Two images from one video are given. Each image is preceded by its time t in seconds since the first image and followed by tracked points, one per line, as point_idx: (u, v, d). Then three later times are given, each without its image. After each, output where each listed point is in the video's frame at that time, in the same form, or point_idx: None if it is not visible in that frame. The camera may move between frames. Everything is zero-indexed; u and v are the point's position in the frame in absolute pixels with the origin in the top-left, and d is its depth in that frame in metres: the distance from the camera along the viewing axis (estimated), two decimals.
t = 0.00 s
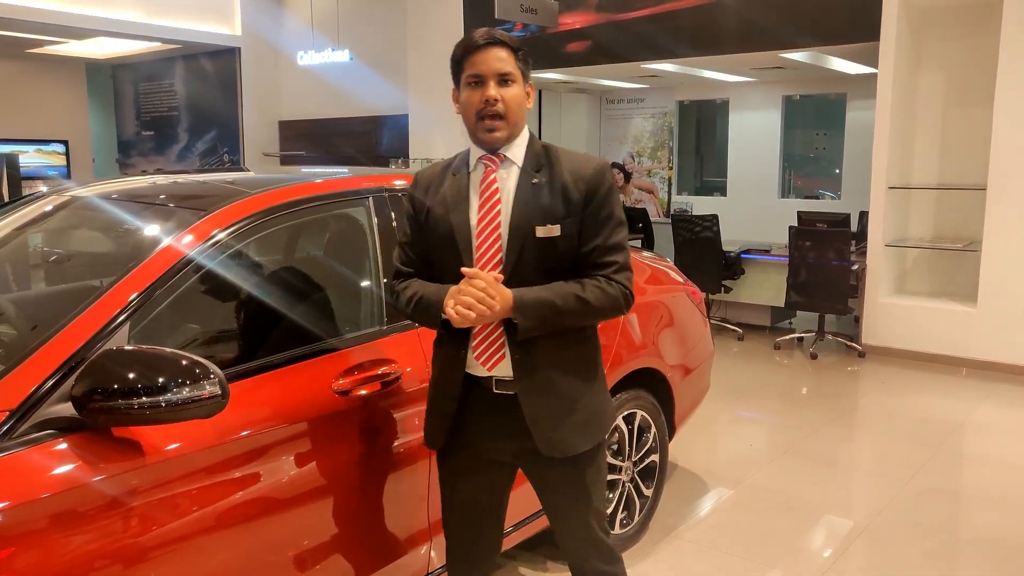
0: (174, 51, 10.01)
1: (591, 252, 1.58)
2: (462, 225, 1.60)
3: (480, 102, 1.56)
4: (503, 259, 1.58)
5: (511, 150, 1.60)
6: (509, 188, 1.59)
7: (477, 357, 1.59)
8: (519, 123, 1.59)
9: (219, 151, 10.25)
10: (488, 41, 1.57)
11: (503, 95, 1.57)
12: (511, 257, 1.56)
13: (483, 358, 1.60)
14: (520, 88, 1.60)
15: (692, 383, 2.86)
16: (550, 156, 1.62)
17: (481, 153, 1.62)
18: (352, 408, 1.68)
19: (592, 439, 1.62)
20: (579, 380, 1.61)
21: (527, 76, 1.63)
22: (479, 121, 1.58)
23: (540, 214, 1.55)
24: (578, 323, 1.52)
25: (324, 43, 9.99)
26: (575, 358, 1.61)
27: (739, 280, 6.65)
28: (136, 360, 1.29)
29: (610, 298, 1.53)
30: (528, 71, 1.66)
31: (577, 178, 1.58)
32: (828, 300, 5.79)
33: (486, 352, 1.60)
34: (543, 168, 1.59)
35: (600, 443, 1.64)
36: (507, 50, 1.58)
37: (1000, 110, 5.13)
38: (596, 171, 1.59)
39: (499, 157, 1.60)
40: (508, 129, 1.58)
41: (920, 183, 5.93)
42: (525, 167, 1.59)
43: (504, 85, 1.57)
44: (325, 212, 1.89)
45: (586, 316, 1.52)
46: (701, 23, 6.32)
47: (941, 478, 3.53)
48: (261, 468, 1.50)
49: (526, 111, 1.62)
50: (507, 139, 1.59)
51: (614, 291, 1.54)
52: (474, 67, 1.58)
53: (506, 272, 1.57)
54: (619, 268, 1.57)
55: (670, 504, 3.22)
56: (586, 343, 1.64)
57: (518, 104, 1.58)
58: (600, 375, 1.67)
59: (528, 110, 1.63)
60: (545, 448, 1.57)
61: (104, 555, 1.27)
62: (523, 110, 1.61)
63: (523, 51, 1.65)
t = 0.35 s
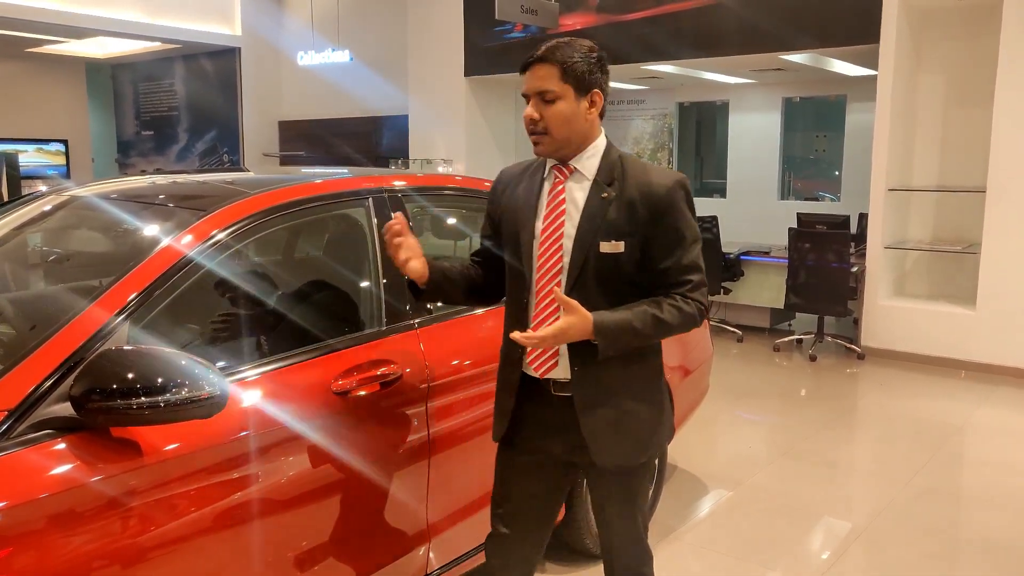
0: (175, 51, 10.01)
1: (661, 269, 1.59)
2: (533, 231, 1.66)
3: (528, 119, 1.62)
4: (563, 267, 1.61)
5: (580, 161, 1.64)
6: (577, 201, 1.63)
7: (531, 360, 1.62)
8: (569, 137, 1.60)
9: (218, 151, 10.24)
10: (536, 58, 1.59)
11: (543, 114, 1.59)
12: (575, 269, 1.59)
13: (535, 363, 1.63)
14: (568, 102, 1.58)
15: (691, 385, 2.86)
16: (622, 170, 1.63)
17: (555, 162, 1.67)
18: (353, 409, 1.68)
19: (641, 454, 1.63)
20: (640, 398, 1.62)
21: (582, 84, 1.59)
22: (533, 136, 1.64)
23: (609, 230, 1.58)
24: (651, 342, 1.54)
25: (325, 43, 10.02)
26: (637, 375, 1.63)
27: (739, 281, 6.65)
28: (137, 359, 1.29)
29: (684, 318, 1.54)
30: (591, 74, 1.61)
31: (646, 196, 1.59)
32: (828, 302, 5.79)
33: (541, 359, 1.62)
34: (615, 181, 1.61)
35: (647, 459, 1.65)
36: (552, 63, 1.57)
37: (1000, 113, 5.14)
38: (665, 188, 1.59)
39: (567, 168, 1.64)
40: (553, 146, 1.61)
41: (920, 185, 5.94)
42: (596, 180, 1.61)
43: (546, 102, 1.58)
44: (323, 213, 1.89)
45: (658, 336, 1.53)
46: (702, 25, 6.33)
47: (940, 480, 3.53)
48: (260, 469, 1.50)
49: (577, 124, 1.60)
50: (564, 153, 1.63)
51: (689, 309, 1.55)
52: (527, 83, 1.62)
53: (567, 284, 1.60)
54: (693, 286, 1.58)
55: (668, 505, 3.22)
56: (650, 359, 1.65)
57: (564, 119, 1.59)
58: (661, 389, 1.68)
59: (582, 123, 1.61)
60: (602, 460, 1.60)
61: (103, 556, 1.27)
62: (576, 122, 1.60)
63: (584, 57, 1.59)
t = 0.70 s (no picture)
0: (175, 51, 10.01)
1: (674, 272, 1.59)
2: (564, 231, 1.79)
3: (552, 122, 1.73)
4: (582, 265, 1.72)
5: (608, 163, 1.69)
6: (600, 202, 1.70)
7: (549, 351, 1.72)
8: (584, 138, 1.68)
9: (218, 151, 10.24)
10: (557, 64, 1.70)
11: (560, 116, 1.69)
12: (588, 267, 1.67)
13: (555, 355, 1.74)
14: (582, 105, 1.65)
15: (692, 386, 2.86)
16: (647, 172, 1.66)
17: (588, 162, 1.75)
18: (352, 410, 1.68)
19: (644, 454, 1.64)
20: (653, 400, 1.63)
21: (596, 87, 1.65)
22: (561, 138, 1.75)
23: (621, 232, 1.63)
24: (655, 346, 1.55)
25: (325, 43, 10.02)
26: (651, 378, 1.63)
27: (739, 282, 6.65)
28: (136, 359, 1.29)
29: (689, 325, 1.53)
30: (608, 76, 1.65)
31: (661, 200, 1.61)
32: (827, 303, 5.80)
33: (561, 351, 1.72)
34: (635, 183, 1.65)
35: (652, 459, 1.66)
36: (566, 69, 1.66)
37: (1000, 114, 5.14)
38: (683, 192, 1.60)
39: (596, 169, 1.71)
40: (572, 146, 1.70)
41: (920, 186, 5.94)
42: (618, 181, 1.67)
43: (561, 106, 1.68)
44: (323, 214, 1.89)
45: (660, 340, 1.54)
46: (702, 25, 6.32)
47: (939, 482, 3.53)
48: (259, 470, 1.50)
49: (593, 125, 1.66)
50: (586, 154, 1.70)
51: (693, 314, 1.54)
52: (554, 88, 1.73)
53: (582, 282, 1.69)
54: (705, 292, 1.55)
55: (668, 506, 3.22)
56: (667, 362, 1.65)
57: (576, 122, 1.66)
58: (678, 392, 1.67)
59: (601, 123, 1.66)
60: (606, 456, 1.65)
61: (103, 555, 1.27)
62: (589, 124, 1.66)
63: (602, 61, 1.65)
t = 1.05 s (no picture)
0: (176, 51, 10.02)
1: (668, 270, 1.60)
2: (576, 228, 1.83)
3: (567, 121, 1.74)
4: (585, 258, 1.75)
5: (618, 163, 1.72)
6: (608, 198, 1.73)
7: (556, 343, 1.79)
8: (602, 141, 1.69)
9: (219, 151, 10.25)
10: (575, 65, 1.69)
11: (577, 118, 1.69)
12: (588, 260, 1.71)
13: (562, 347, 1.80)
14: (601, 109, 1.67)
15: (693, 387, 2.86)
16: (653, 171, 1.68)
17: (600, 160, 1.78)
18: (352, 410, 1.67)
19: (639, 447, 1.66)
20: (646, 393, 1.65)
21: (616, 91, 1.66)
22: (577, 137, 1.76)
23: (622, 228, 1.66)
24: (634, 338, 1.59)
25: (325, 43, 10.03)
26: (646, 372, 1.65)
27: (738, 283, 6.65)
28: (137, 359, 1.29)
29: (667, 323, 1.56)
30: (629, 81, 1.66)
31: (662, 199, 1.62)
32: (827, 304, 5.80)
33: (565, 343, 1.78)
34: (641, 181, 1.67)
35: (648, 453, 1.67)
36: (587, 71, 1.66)
37: (1000, 116, 5.14)
38: (682, 192, 1.61)
39: (607, 169, 1.74)
40: (588, 148, 1.72)
41: (920, 188, 5.95)
42: (624, 178, 1.70)
43: (580, 109, 1.68)
44: (324, 214, 1.89)
45: (639, 332, 1.58)
46: (703, 27, 6.33)
47: (939, 483, 3.53)
48: (260, 470, 1.50)
49: (611, 129, 1.68)
50: (601, 155, 1.73)
51: (676, 312, 1.55)
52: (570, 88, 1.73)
53: (582, 274, 1.73)
54: (691, 291, 1.56)
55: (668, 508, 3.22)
56: (664, 357, 1.65)
57: (596, 124, 1.68)
58: (676, 388, 1.67)
59: (618, 127, 1.68)
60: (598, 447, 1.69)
61: (104, 554, 1.27)
62: (607, 129, 1.68)
63: (622, 67, 1.65)
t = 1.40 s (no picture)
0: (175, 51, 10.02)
1: (656, 265, 1.63)
2: (575, 223, 1.85)
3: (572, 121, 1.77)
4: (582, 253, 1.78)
5: (617, 162, 1.74)
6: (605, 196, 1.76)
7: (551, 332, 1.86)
8: (603, 142, 1.72)
9: (218, 152, 10.25)
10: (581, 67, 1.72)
11: (581, 118, 1.72)
12: (583, 254, 1.74)
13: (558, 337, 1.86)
14: (603, 111, 1.69)
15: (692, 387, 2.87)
16: (648, 170, 1.69)
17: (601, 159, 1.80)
18: (350, 410, 1.67)
19: (627, 435, 1.71)
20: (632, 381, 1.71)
21: (619, 94, 1.68)
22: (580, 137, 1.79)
23: (613, 224, 1.69)
24: (621, 329, 1.63)
25: (325, 44, 10.03)
26: (634, 361, 1.71)
27: (737, 284, 6.65)
28: (136, 359, 1.29)
29: (652, 315, 1.59)
30: (632, 85, 1.68)
31: (652, 197, 1.64)
32: (826, 304, 5.80)
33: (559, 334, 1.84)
34: (635, 180, 1.69)
35: (637, 441, 1.72)
36: (592, 74, 1.69)
37: (999, 118, 5.14)
38: (671, 191, 1.62)
39: (607, 168, 1.76)
40: (590, 147, 1.74)
41: (919, 189, 5.95)
42: (619, 177, 1.72)
43: (583, 109, 1.71)
44: (323, 214, 1.89)
45: (626, 323, 1.61)
46: (702, 28, 6.33)
47: (938, 484, 3.53)
48: (259, 470, 1.50)
49: (612, 131, 1.70)
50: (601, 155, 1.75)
51: (660, 305, 1.58)
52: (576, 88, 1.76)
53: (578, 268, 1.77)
54: (676, 286, 1.58)
55: (668, 508, 3.22)
56: (651, 348, 1.71)
57: (598, 125, 1.70)
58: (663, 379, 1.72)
59: (619, 129, 1.70)
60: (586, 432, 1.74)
61: (102, 555, 1.27)
62: (608, 130, 1.70)
63: (624, 70, 1.67)
